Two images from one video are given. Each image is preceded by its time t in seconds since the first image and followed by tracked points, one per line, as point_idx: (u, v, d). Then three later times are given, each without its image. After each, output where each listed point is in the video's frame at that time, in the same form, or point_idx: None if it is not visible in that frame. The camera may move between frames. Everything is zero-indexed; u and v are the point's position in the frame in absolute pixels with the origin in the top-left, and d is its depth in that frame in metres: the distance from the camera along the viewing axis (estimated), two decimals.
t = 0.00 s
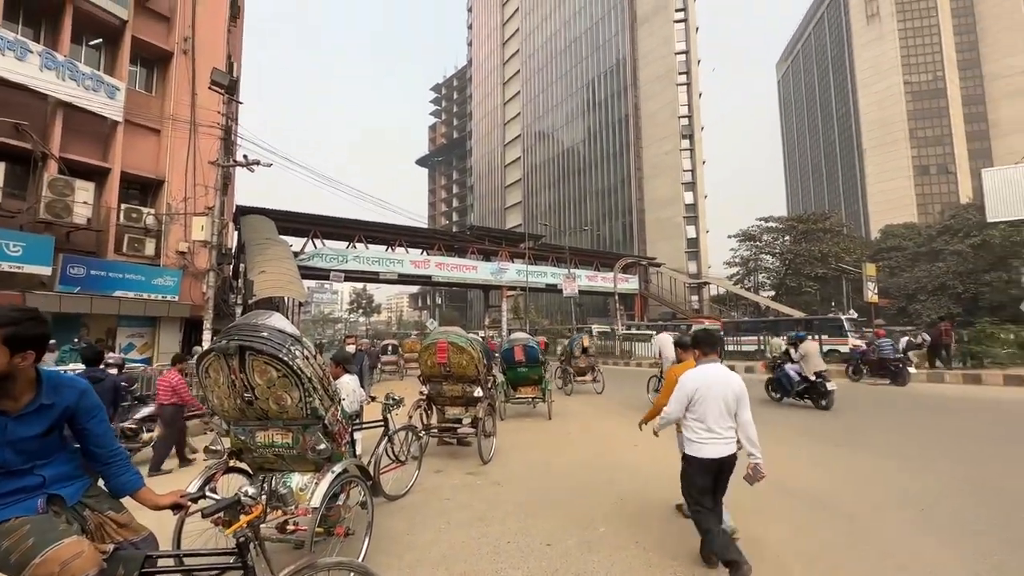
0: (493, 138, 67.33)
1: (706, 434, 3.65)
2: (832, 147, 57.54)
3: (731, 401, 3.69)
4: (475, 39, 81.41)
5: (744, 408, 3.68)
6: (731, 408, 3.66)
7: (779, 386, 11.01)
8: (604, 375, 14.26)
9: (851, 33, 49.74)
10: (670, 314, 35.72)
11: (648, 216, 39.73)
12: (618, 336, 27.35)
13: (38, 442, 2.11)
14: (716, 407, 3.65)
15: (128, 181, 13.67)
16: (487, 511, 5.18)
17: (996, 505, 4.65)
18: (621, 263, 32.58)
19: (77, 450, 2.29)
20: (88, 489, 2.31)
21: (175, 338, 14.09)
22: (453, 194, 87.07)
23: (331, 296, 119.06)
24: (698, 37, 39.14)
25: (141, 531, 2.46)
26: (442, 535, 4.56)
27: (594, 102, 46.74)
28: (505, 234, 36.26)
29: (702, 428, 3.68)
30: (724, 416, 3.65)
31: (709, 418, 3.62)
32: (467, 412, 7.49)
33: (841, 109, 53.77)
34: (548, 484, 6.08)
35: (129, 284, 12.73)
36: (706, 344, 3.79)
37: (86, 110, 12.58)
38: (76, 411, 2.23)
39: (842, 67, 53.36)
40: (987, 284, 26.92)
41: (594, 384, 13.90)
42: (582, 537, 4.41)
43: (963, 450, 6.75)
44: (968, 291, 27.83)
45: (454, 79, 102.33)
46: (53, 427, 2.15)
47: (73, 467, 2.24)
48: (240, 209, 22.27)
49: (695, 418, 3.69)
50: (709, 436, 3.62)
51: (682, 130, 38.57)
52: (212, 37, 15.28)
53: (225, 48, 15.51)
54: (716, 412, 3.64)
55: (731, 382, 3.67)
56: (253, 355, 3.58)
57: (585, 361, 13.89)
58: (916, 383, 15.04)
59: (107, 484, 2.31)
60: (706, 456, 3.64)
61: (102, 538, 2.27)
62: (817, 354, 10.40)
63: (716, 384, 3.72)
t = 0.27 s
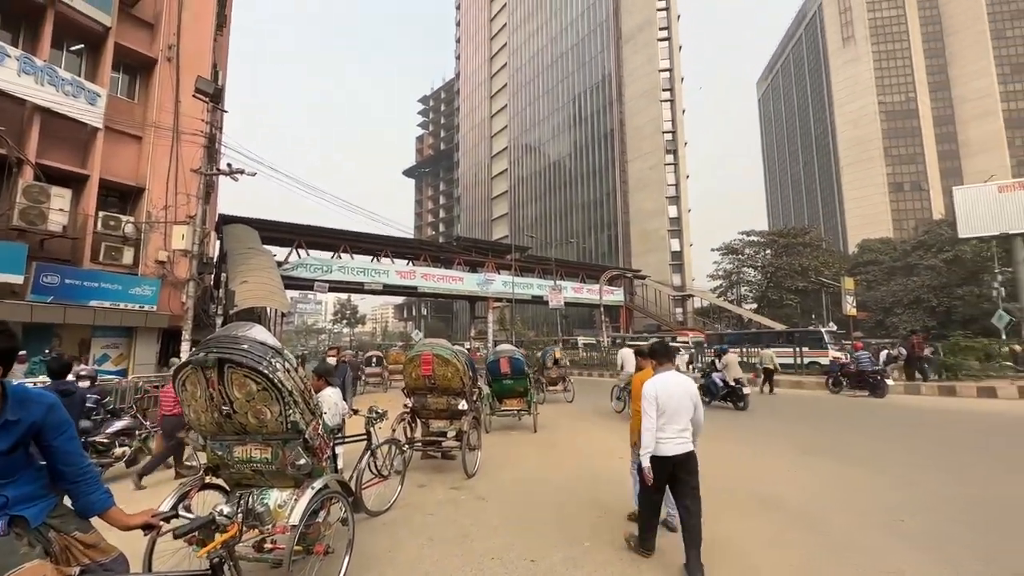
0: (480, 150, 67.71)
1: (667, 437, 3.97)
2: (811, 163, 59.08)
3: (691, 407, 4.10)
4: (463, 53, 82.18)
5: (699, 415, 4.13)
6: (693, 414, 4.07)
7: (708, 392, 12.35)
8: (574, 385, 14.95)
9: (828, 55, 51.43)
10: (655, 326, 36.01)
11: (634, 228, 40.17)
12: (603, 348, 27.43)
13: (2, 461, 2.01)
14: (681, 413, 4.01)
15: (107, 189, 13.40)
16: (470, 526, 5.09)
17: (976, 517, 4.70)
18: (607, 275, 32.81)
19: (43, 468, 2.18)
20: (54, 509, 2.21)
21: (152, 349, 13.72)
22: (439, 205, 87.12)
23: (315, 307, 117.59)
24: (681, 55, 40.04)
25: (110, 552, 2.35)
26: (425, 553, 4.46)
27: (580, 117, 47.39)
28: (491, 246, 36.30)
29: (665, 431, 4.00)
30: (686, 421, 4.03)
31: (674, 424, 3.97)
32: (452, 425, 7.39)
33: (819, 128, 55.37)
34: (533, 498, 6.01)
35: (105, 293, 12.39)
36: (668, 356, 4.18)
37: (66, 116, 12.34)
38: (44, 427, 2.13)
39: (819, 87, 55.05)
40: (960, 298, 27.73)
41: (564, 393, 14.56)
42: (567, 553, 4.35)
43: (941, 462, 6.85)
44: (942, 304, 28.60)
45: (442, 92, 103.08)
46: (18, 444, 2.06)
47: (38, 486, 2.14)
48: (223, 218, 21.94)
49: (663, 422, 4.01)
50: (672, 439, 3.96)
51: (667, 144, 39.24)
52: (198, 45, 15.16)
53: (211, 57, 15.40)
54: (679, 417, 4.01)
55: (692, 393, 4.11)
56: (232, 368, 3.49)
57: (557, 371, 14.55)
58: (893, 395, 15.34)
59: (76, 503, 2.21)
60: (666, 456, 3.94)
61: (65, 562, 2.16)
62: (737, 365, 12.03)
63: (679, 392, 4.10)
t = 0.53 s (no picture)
0: (464, 163, 68.03)
1: (619, 446, 4.27)
2: (787, 182, 60.77)
3: (642, 418, 4.40)
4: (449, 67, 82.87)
5: (649, 425, 4.43)
6: (643, 425, 4.37)
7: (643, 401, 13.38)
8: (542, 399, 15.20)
9: (802, 78, 53.31)
10: (636, 339, 36.28)
11: (616, 243, 40.60)
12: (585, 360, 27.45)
13: None
14: (630, 424, 4.31)
15: (79, 196, 13.03)
16: (449, 544, 4.97)
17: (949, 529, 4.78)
18: (589, 288, 33.03)
19: None
20: (7, 533, 2.08)
21: (122, 362, 13.28)
22: (423, 217, 86.93)
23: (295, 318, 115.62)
24: (662, 75, 40.99)
25: None
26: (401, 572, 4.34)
27: (564, 132, 48.03)
28: (474, 258, 36.29)
29: (616, 441, 4.29)
30: (636, 431, 4.32)
31: (626, 436, 4.27)
32: (432, 440, 7.26)
33: (795, 147, 57.14)
34: (515, 515, 5.90)
35: (74, 303, 11.97)
36: (623, 370, 4.47)
37: (38, 121, 12.00)
38: None
39: (794, 108, 56.90)
40: (929, 314, 28.61)
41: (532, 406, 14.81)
42: (549, 571, 4.27)
43: (915, 475, 6.97)
44: (913, 320, 29.44)
45: (427, 105, 103.62)
46: None
47: None
48: (201, 227, 21.51)
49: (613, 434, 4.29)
50: (623, 448, 4.26)
51: (648, 160, 39.93)
52: (180, 53, 14.99)
53: (192, 64, 15.20)
54: (631, 429, 4.30)
55: (643, 405, 4.41)
56: (204, 383, 3.33)
57: (526, 385, 14.80)
58: (867, 409, 15.66)
59: (33, 528, 2.07)
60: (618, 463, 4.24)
61: None
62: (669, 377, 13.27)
63: (632, 405, 4.38)
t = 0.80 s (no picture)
0: (446, 176, 68.19)
1: (576, 456, 4.51)
2: (761, 200, 62.56)
3: (597, 428, 4.60)
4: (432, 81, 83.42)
5: (606, 434, 4.59)
6: (598, 434, 4.57)
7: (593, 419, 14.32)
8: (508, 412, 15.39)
9: (774, 102, 55.30)
10: (616, 354, 36.52)
11: (596, 258, 41.04)
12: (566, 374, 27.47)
13: None
14: (585, 435, 4.55)
15: (46, 202, 12.62)
16: (423, 564, 4.87)
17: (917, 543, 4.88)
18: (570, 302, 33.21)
19: None
20: None
21: (86, 375, 12.80)
22: (404, 229, 86.55)
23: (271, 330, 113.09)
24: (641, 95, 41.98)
25: None
26: None
27: (545, 148, 48.64)
28: (455, 271, 36.21)
29: (574, 451, 4.53)
30: (592, 441, 4.55)
31: (581, 446, 4.51)
32: (409, 456, 7.13)
33: (769, 168, 58.97)
34: (491, 533, 5.83)
35: (37, 312, 11.49)
36: (579, 384, 4.78)
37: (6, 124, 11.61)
38: None
39: (767, 130, 58.84)
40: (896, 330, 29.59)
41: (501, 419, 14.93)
42: None
43: (884, 489, 7.12)
44: (881, 336, 30.39)
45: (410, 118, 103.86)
46: None
47: None
48: (174, 236, 20.97)
49: (570, 445, 4.55)
50: (582, 458, 4.48)
51: (628, 178, 40.66)
52: (159, 61, 14.77)
53: (171, 72, 14.95)
54: (586, 438, 4.53)
55: (599, 415, 4.62)
56: (172, 400, 3.20)
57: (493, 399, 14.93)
58: (839, 423, 16.03)
59: None
60: (575, 473, 4.44)
61: None
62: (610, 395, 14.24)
63: (586, 416, 4.63)
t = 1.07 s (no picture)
0: (427, 189, 68.21)
1: (537, 466, 4.61)
2: (734, 219, 64.37)
3: (557, 441, 4.74)
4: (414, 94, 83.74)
5: (565, 447, 4.74)
6: (559, 447, 4.71)
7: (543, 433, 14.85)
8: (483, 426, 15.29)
9: (747, 124, 57.33)
10: (594, 368, 36.70)
11: (574, 272, 41.40)
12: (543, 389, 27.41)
13: None
14: (547, 446, 4.66)
15: (6, 207, 12.19)
16: None
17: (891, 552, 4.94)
18: (548, 316, 33.35)
19: None
20: None
21: (42, 388, 12.22)
22: (383, 241, 85.95)
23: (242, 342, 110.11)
24: (620, 114, 42.99)
25: None
26: None
27: (525, 163, 49.12)
28: (434, 284, 36.04)
29: (535, 462, 4.63)
30: (552, 453, 4.67)
31: (539, 459, 4.62)
32: (384, 473, 6.94)
33: (741, 187, 60.84)
34: (467, 553, 5.71)
35: None
36: (541, 399, 4.90)
37: None
38: None
39: (740, 151, 60.81)
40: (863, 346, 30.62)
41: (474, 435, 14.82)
42: None
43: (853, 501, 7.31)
44: (848, 352, 31.39)
45: (391, 130, 103.92)
46: None
47: None
48: (142, 245, 20.35)
49: (532, 456, 4.64)
50: (542, 470, 4.59)
51: (606, 194, 41.36)
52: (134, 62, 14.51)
53: (146, 78, 14.67)
54: (546, 452, 4.63)
55: (556, 429, 4.72)
56: (135, 417, 3.04)
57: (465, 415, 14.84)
58: (809, 437, 16.41)
59: None
60: (535, 485, 4.54)
61: None
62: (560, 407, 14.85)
63: (547, 429, 4.75)
